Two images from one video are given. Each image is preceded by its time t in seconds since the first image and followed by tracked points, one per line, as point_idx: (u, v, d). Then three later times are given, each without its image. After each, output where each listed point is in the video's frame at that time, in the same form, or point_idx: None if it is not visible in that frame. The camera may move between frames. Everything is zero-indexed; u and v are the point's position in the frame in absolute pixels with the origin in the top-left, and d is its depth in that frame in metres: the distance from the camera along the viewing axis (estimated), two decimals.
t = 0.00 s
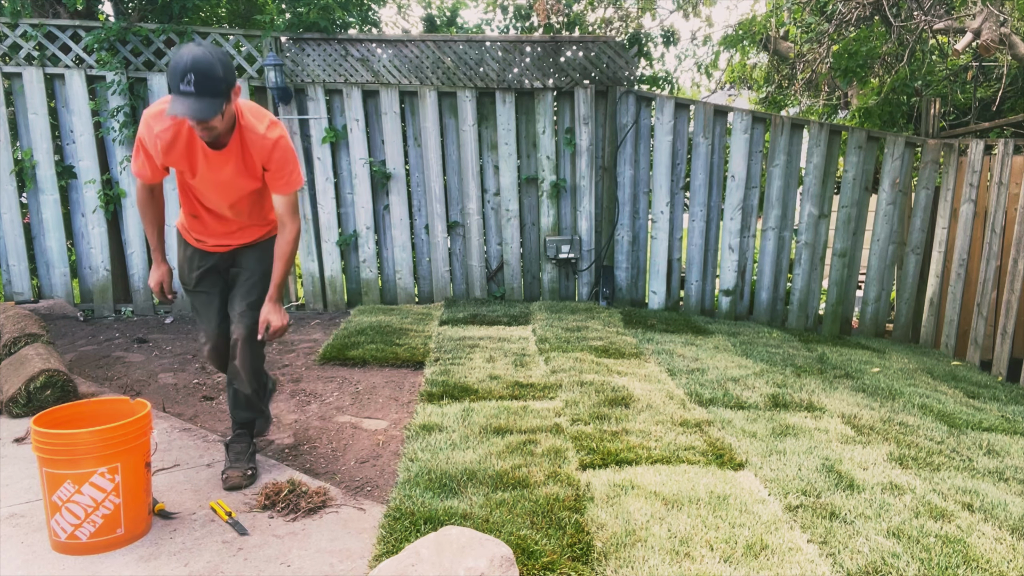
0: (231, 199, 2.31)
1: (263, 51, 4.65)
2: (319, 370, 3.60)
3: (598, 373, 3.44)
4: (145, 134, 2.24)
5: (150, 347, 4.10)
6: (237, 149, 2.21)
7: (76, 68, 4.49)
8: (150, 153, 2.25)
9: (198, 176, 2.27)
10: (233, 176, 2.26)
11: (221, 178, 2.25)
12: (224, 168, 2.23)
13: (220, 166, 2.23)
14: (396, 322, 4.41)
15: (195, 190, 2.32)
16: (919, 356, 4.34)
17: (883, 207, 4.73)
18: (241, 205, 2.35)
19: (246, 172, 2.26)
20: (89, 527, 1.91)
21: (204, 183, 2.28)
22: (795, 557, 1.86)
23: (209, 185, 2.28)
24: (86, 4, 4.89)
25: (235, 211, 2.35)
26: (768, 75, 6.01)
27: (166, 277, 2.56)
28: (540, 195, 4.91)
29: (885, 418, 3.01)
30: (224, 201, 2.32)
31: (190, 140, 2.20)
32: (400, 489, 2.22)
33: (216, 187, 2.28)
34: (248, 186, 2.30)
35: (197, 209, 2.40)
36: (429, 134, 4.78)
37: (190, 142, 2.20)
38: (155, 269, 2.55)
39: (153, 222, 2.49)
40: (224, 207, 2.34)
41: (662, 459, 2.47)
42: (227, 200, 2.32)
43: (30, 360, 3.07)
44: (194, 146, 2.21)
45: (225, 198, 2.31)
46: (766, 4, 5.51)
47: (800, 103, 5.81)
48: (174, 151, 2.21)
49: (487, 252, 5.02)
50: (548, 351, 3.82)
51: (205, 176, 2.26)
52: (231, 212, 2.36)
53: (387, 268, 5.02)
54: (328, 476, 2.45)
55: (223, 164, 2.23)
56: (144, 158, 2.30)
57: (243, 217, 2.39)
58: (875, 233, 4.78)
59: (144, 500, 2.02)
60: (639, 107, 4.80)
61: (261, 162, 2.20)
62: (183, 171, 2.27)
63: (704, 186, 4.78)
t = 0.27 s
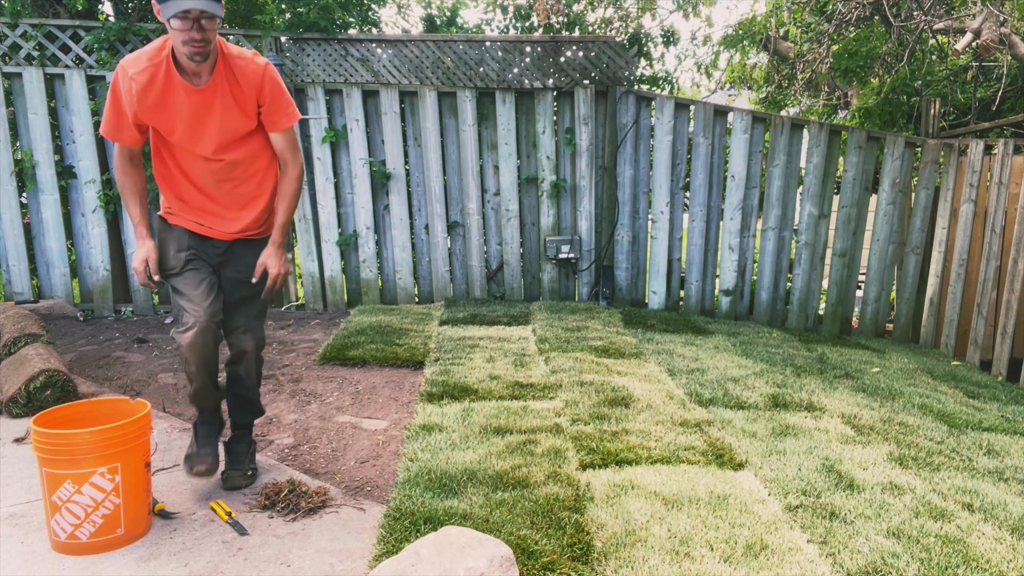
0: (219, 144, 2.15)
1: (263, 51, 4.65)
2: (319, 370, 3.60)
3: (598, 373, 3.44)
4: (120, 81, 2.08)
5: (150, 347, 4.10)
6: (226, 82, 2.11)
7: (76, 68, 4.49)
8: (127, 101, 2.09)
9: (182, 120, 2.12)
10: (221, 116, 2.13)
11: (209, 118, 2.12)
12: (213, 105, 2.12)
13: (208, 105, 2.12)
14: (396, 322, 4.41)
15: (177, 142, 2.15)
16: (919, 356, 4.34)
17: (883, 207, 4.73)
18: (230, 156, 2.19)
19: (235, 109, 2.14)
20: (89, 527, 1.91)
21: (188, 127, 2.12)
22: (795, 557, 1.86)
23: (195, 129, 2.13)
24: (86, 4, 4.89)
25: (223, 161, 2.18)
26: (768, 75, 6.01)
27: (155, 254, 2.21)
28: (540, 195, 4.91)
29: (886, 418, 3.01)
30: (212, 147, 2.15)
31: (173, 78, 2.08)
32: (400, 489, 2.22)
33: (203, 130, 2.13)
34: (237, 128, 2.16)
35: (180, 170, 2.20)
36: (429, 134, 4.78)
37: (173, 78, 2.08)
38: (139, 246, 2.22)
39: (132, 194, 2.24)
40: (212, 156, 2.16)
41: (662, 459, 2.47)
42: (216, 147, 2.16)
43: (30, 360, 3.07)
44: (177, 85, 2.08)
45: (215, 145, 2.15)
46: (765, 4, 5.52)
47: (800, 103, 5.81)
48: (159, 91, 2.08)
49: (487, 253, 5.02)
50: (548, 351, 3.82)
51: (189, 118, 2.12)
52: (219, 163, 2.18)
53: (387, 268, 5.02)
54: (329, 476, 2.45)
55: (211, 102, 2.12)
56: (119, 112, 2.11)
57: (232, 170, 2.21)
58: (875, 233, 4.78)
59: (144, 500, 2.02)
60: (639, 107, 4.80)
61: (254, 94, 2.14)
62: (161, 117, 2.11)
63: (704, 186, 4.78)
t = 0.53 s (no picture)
0: (217, 131, 1.99)
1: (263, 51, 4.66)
2: (319, 370, 3.60)
3: (598, 373, 3.44)
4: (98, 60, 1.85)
5: (150, 347, 4.10)
6: (224, 61, 1.99)
7: (76, 68, 4.49)
8: (108, 81, 1.85)
9: (174, 103, 1.93)
10: (220, 98, 1.98)
11: (207, 100, 1.96)
12: (210, 86, 1.97)
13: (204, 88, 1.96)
14: (396, 322, 4.41)
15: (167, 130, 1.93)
16: (919, 356, 4.34)
17: (883, 207, 4.73)
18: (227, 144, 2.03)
19: (232, 91, 2.01)
20: (89, 527, 1.91)
21: (182, 111, 1.94)
22: (796, 557, 1.86)
23: (190, 114, 1.95)
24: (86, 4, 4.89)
25: (221, 150, 2.01)
26: (768, 75, 6.01)
27: (145, 258, 1.94)
28: (541, 195, 4.91)
29: (886, 419, 3.01)
30: (210, 133, 1.98)
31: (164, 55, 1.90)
32: (400, 489, 2.22)
33: (200, 114, 1.96)
34: (236, 112, 2.02)
35: (166, 165, 1.97)
36: (429, 134, 4.78)
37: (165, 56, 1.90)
38: (121, 252, 1.94)
39: (108, 197, 1.96)
40: (209, 143, 1.98)
41: (662, 459, 2.47)
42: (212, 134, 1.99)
43: (30, 360, 3.07)
44: (170, 64, 1.91)
45: (211, 132, 1.98)
46: (766, 4, 5.52)
47: (800, 103, 5.80)
48: (148, 71, 1.90)
49: (487, 253, 5.02)
50: (548, 351, 3.82)
51: (183, 100, 1.93)
52: (215, 154, 2.00)
53: (387, 268, 5.02)
54: (329, 476, 2.45)
55: (209, 82, 1.96)
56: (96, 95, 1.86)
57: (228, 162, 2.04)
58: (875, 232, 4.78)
59: (144, 500, 2.02)
60: (639, 107, 4.80)
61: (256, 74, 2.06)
62: (149, 99, 1.91)
63: (704, 186, 4.78)
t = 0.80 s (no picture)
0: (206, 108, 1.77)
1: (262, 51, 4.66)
2: (319, 370, 3.60)
3: (598, 373, 3.44)
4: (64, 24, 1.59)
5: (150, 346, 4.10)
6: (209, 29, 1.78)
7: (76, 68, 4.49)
8: (80, 49, 1.59)
9: (157, 76, 1.69)
10: (208, 70, 1.77)
11: (195, 73, 1.74)
12: (198, 57, 1.75)
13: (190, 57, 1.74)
14: (396, 322, 4.41)
15: (151, 108, 1.69)
16: (919, 356, 4.34)
17: (883, 207, 4.74)
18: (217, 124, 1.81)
19: (220, 64, 1.80)
20: (89, 527, 1.91)
21: (168, 84, 1.70)
22: (796, 557, 1.86)
23: (176, 88, 1.72)
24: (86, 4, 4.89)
25: (212, 130, 1.79)
26: (768, 75, 6.01)
27: (96, 270, 1.67)
28: (540, 195, 4.91)
29: (886, 419, 3.01)
30: (200, 111, 1.75)
31: (143, 20, 1.67)
32: (400, 490, 2.21)
33: (187, 88, 1.73)
34: (224, 89, 1.82)
35: (148, 152, 1.72)
36: (429, 134, 4.78)
37: (144, 20, 1.67)
38: (69, 260, 1.65)
39: (64, 193, 1.65)
40: (200, 122, 1.75)
41: (662, 459, 2.47)
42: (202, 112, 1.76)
43: (30, 360, 3.07)
44: (151, 30, 1.68)
45: (200, 109, 1.76)
46: (765, 4, 5.52)
47: (800, 103, 5.80)
48: (126, 38, 1.65)
49: (487, 252, 5.02)
50: (548, 350, 3.82)
51: (170, 72, 1.70)
52: (206, 136, 1.78)
53: (387, 268, 5.02)
54: (329, 476, 2.45)
55: (196, 52, 1.74)
56: (64, 67, 1.58)
57: (217, 146, 1.82)
58: (875, 232, 4.78)
59: (144, 500, 2.02)
60: (639, 107, 4.80)
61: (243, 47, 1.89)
62: (129, 70, 1.66)
63: (704, 186, 4.78)
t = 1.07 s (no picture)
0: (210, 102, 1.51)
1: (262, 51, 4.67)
2: (319, 370, 3.60)
3: (598, 373, 3.44)
4: None
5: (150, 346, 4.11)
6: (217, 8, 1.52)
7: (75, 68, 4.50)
8: (65, 28, 1.33)
9: (154, 63, 1.43)
10: (215, 57, 1.51)
11: (199, 60, 1.48)
12: (203, 42, 1.48)
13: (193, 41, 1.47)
14: (396, 322, 4.41)
15: (145, 102, 1.43)
16: (919, 356, 4.34)
17: (883, 207, 4.74)
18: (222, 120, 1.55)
19: (227, 50, 1.54)
20: (89, 527, 1.91)
21: (167, 73, 1.44)
22: (796, 557, 1.86)
23: (176, 79, 1.45)
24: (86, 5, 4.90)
25: (216, 128, 1.53)
26: (768, 76, 6.01)
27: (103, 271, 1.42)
28: (540, 195, 4.91)
29: (886, 419, 3.00)
30: (203, 106, 1.49)
31: None
32: (400, 489, 2.21)
33: (190, 80, 1.47)
34: (232, 79, 1.56)
35: (138, 153, 1.46)
36: (429, 134, 4.78)
37: None
38: (68, 261, 1.40)
39: (55, 195, 1.39)
40: (201, 118, 1.49)
41: (662, 459, 2.47)
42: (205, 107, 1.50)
43: (30, 360, 3.07)
44: (150, 8, 1.41)
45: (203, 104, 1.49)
46: (765, 4, 5.52)
47: (800, 103, 5.81)
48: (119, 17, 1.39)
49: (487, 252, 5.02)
50: (548, 350, 3.82)
51: (169, 59, 1.44)
52: (209, 135, 1.52)
53: (387, 268, 5.02)
54: (328, 476, 2.45)
55: (201, 36, 1.48)
56: (45, 50, 1.32)
57: (220, 145, 1.56)
58: (875, 232, 4.78)
59: (144, 500, 2.02)
60: (639, 107, 4.80)
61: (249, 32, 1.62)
62: (121, 56, 1.40)
63: (704, 186, 4.78)
